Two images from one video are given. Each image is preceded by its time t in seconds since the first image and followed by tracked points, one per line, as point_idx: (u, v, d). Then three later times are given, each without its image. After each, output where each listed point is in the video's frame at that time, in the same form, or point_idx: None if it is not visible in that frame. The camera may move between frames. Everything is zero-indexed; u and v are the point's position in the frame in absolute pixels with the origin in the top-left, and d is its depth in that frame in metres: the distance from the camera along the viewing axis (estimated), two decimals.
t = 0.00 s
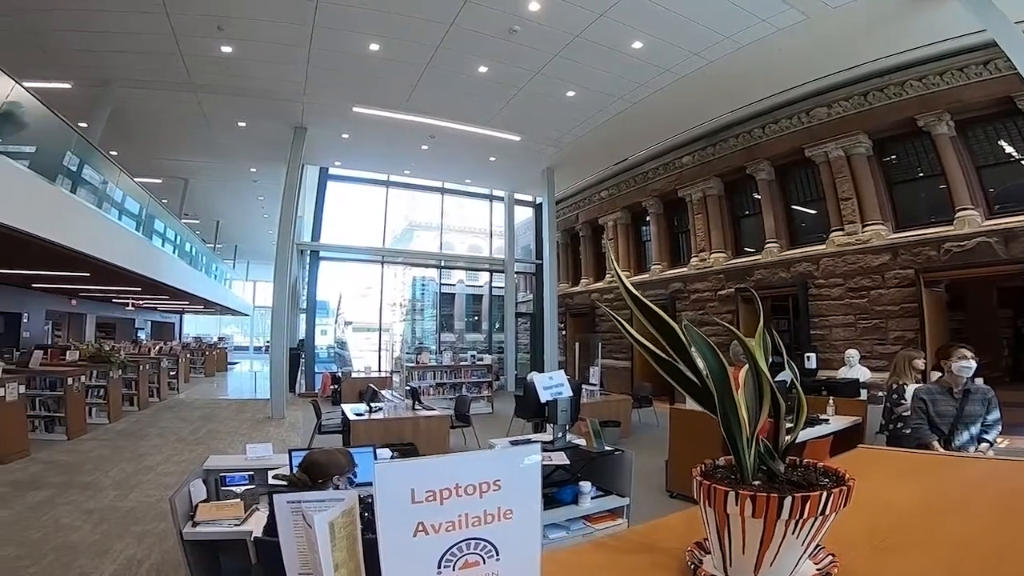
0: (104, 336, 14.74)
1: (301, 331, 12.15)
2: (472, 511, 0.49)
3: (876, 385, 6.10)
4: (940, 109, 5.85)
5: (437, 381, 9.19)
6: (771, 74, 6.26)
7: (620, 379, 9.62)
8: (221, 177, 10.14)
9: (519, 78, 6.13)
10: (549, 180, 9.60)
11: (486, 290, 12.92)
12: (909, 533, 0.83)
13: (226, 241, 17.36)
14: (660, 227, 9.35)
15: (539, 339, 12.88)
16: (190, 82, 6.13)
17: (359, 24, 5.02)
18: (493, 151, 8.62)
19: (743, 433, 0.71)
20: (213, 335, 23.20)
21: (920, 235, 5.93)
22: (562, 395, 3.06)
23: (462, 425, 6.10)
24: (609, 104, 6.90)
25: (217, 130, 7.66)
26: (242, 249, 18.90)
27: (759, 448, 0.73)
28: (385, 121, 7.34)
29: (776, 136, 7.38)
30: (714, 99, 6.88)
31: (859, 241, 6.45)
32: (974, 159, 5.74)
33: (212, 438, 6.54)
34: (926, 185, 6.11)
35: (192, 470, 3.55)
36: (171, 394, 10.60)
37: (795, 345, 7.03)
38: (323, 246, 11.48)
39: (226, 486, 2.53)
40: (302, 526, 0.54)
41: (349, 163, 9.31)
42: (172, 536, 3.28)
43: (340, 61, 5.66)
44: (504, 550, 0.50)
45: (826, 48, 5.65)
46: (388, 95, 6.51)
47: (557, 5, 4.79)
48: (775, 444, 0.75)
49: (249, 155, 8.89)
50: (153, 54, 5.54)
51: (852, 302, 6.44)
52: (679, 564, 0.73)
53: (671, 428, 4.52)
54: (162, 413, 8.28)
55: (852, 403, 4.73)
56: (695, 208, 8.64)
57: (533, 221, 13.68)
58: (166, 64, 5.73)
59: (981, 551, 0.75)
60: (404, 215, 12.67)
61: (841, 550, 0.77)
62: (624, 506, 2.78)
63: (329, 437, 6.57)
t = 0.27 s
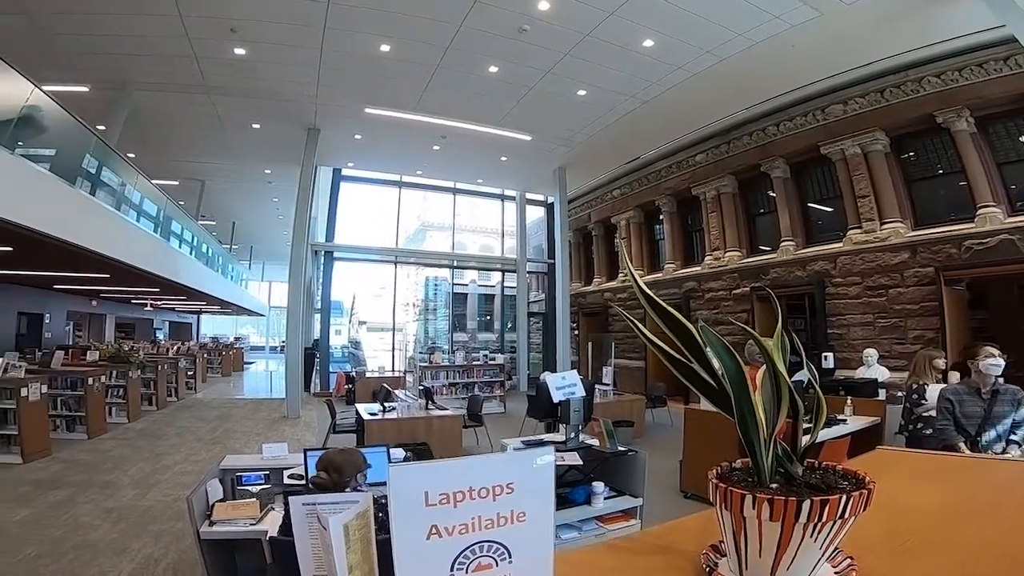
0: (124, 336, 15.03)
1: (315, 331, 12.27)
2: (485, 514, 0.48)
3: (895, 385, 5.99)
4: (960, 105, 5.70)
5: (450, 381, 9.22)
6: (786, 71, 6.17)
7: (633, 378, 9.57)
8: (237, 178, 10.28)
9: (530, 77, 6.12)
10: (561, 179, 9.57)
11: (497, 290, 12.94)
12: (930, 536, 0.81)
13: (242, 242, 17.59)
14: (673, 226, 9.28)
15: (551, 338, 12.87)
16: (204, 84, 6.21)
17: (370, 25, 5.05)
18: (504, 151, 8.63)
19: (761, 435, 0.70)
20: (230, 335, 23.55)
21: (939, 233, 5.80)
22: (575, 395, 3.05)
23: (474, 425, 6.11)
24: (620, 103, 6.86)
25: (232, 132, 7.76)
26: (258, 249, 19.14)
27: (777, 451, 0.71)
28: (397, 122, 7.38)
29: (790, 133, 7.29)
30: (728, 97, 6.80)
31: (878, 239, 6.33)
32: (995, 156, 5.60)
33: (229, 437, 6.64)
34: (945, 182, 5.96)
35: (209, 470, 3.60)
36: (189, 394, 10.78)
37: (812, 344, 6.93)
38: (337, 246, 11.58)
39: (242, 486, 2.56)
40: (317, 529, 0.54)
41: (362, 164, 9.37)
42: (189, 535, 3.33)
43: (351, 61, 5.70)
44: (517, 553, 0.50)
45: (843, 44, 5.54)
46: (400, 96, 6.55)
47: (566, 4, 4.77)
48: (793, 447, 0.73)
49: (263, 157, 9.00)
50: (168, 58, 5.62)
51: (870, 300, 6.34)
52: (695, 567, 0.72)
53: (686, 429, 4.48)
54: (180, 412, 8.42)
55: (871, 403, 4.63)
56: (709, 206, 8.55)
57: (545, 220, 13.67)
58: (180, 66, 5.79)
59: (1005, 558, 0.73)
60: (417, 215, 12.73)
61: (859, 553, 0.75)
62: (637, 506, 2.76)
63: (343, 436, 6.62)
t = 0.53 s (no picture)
0: (142, 337, 15.30)
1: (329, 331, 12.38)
2: (489, 516, 0.49)
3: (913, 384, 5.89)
4: (977, 101, 5.59)
5: (461, 380, 9.25)
6: (799, 67, 6.08)
7: (645, 378, 9.53)
8: (251, 180, 10.40)
9: (538, 77, 6.11)
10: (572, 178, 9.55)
11: (508, 290, 12.95)
12: (946, 542, 0.79)
13: (256, 243, 17.81)
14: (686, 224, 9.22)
15: (563, 338, 12.86)
16: (216, 87, 6.27)
17: (379, 27, 5.08)
18: (514, 151, 8.63)
19: (771, 437, 0.69)
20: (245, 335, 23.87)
21: (957, 230, 5.67)
22: (586, 395, 3.04)
23: (485, 425, 6.13)
24: (630, 102, 6.83)
25: (245, 135, 7.86)
26: (271, 251, 19.36)
27: (787, 454, 0.71)
28: (407, 123, 7.42)
29: (804, 130, 7.20)
30: (739, 94, 6.72)
31: (894, 237, 6.21)
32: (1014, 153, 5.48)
33: (244, 437, 6.72)
34: (963, 178, 5.84)
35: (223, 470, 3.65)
36: (205, 394, 10.94)
37: (828, 343, 6.84)
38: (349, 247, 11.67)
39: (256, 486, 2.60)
40: (324, 528, 0.55)
41: (373, 165, 9.44)
42: (204, 535, 3.38)
43: (360, 63, 5.74)
44: (522, 555, 0.50)
45: (857, 40, 5.45)
46: (409, 98, 6.59)
47: (574, 3, 4.76)
48: (804, 450, 0.73)
49: (276, 159, 9.10)
50: (182, 61, 5.69)
51: (886, 298, 6.24)
52: (703, 571, 0.72)
53: (699, 428, 4.44)
54: (196, 412, 8.56)
55: (887, 403, 4.55)
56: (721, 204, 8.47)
57: (555, 219, 13.67)
58: (193, 69, 5.86)
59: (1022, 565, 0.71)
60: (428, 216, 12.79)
61: (870, 558, 0.74)
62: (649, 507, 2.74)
63: (356, 435, 6.67)
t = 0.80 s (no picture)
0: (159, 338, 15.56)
1: (342, 332, 12.49)
2: (493, 518, 0.49)
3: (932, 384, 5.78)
4: (995, 96, 5.48)
5: (473, 380, 9.28)
6: (813, 64, 5.97)
7: (657, 377, 9.47)
8: (264, 182, 10.54)
9: (548, 76, 6.10)
10: (583, 177, 9.51)
11: (520, 290, 12.96)
12: (961, 547, 0.78)
13: (271, 245, 18.03)
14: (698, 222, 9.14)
15: (574, 338, 12.83)
16: (228, 89, 6.34)
17: (389, 29, 5.11)
18: (524, 151, 8.63)
19: (780, 440, 0.69)
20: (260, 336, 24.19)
21: (977, 227, 5.56)
22: (597, 395, 3.03)
23: (497, 425, 6.14)
24: (640, 100, 6.78)
25: (258, 137, 7.95)
26: (285, 252, 19.59)
27: (797, 456, 0.70)
28: (417, 124, 7.46)
29: (818, 127, 7.09)
30: (751, 92, 6.65)
31: (912, 234, 6.09)
32: None
33: (259, 437, 6.81)
34: (984, 174, 5.75)
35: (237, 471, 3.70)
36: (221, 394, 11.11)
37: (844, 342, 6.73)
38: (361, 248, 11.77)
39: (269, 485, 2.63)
40: (331, 528, 0.56)
41: (385, 166, 9.51)
42: (219, 534, 3.43)
43: (370, 65, 5.77)
44: (525, 556, 0.50)
45: (872, 34, 5.34)
46: (420, 99, 6.63)
47: (582, 2, 4.74)
48: (814, 451, 0.72)
49: (289, 161, 9.21)
50: (195, 65, 5.76)
51: (905, 297, 6.13)
52: (710, 573, 0.71)
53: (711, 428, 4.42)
54: (212, 412, 8.69)
55: (905, 403, 4.47)
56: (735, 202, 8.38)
57: (566, 219, 13.65)
58: (206, 73, 5.93)
59: None
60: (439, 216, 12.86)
61: (883, 562, 0.73)
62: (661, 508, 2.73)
63: (369, 435, 6.72)
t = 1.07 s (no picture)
0: (177, 338, 15.84)
1: (356, 332, 12.60)
2: (500, 518, 0.50)
3: (952, 384, 5.67)
4: (1015, 92, 5.34)
5: (485, 380, 9.30)
6: (827, 60, 5.87)
7: (671, 377, 9.41)
8: (278, 184, 10.66)
9: (558, 75, 6.09)
10: (594, 176, 9.48)
11: (532, 290, 12.95)
12: (978, 550, 0.76)
13: (285, 246, 18.24)
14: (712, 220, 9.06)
15: (587, 338, 12.79)
16: (241, 92, 6.42)
17: (399, 30, 5.14)
18: (535, 150, 8.63)
19: (792, 441, 0.68)
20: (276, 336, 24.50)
21: (997, 224, 5.42)
22: (609, 395, 2.99)
23: (509, 425, 6.15)
24: (652, 99, 6.74)
25: (271, 139, 8.05)
26: (300, 253, 19.81)
27: (809, 456, 0.69)
28: (428, 125, 7.49)
29: (833, 124, 6.98)
30: (763, 90, 6.58)
31: (931, 232, 5.97)
32: None
33: (274, 436, 6.90)
34: (1005, 170, 5.62)
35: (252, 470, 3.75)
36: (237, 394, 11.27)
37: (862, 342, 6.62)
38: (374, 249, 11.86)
39: (284, 484, 2.65)
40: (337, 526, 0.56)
41: (396, 167, 9.58)
42: (235, 533, 3.49)
43: (381, 66, 5.81)
44: (531, 556, 0.51)
45: (888, 30, 5.23)
46: (430, 100, 6.66)
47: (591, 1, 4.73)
48: (828, 452, 0.71)
49: (302, 163, 9.32)
50: (208, 68, 5.83)
51: (924, 295, 6.01)
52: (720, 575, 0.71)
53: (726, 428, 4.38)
54: (229, 412, 8.82)
55: (924, 402, 4.39)
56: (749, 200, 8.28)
57: (578, 218, 13.61)
58: (219, 76, 6.01)
59: None
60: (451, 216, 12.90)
61: (899, 565, 0.71)
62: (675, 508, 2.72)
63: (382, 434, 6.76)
